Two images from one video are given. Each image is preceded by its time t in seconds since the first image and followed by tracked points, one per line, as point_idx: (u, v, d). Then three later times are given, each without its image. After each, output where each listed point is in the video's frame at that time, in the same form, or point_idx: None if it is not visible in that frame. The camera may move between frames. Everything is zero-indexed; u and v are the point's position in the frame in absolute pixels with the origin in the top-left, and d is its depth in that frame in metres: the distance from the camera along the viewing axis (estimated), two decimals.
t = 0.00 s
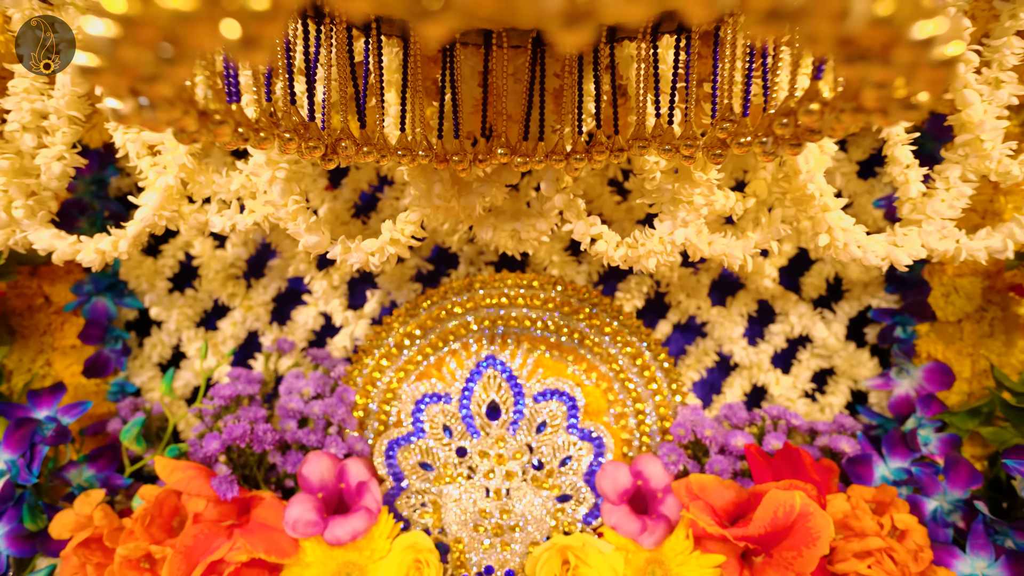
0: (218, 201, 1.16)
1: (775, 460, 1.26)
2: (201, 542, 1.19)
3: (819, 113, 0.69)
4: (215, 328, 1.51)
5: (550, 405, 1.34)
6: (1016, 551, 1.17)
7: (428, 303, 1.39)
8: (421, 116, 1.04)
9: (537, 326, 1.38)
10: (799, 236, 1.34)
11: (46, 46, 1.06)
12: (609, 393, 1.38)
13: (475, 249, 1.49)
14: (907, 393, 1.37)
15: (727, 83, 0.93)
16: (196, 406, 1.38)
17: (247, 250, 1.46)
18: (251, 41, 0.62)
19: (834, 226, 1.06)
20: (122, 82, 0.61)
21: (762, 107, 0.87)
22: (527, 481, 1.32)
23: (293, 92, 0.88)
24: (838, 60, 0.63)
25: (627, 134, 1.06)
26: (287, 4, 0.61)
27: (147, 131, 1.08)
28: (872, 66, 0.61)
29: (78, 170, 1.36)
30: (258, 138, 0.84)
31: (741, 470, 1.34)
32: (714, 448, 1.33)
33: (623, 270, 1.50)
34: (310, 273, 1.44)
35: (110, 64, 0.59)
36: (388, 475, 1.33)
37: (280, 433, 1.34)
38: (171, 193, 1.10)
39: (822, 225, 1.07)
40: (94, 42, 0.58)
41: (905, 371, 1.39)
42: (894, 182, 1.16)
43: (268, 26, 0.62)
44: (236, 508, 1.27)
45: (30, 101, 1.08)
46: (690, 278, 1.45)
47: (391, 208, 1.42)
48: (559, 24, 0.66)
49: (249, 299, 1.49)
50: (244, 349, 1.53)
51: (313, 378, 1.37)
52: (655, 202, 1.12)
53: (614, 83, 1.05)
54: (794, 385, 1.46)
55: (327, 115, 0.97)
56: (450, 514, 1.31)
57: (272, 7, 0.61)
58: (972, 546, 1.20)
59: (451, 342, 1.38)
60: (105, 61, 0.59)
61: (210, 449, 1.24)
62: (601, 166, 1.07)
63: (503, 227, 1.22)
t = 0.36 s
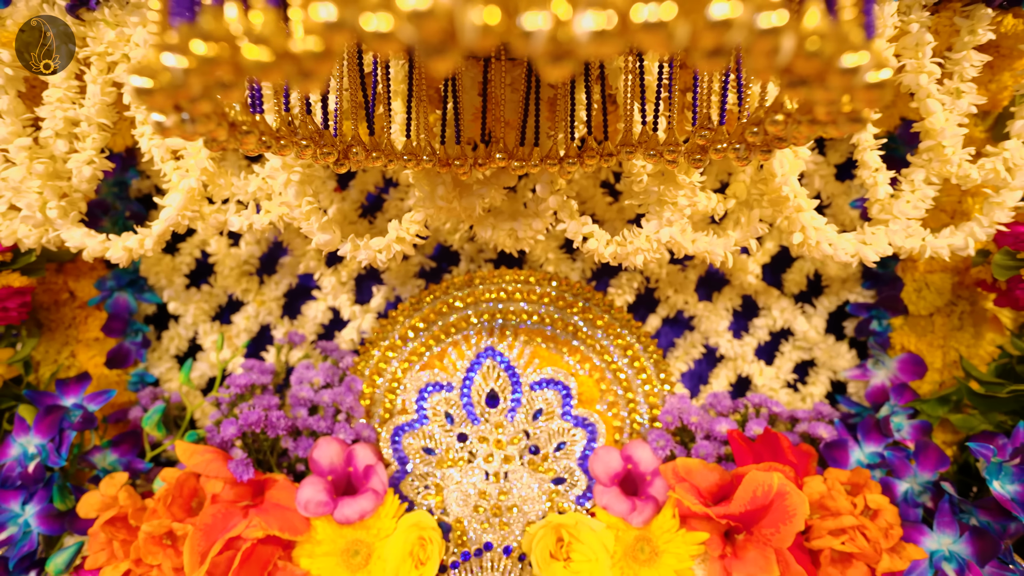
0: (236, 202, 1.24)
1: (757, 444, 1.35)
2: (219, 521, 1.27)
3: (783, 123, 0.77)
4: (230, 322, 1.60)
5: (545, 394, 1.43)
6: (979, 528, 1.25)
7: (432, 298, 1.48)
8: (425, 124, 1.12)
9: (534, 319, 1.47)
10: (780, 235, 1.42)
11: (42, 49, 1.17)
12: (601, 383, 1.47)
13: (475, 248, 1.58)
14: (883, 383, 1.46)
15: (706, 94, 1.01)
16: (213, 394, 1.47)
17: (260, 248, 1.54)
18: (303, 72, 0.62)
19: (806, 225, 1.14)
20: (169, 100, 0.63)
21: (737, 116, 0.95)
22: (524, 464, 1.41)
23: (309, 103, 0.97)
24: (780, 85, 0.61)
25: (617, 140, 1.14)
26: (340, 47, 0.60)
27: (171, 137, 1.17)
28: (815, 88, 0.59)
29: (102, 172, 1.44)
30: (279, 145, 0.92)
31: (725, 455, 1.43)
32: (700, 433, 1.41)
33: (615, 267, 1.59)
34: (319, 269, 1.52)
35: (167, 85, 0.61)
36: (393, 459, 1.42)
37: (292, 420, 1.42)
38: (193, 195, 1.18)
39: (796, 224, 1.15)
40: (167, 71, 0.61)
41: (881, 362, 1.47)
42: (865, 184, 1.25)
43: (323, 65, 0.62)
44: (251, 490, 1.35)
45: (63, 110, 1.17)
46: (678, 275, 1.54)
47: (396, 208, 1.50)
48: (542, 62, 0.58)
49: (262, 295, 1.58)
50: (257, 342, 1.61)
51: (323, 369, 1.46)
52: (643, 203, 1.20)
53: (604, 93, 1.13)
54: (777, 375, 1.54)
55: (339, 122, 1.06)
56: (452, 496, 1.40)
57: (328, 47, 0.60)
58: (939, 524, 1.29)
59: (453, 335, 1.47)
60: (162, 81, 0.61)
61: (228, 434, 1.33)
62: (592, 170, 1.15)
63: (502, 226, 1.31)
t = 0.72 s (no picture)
0: (252, 203, 1.33)
1: (741, 431, 1.43)
2: (236, 503, 1.35)
3: (757, 132, 0.85)
4: (243, 317, 1.68)
5: (542, 385, 1.52)
6: (950, 508, 1.34)
7: (436, 293, 1.56)
8: (430, 130, 1.20)
9: (533, 313, 1.55)
10: (765, 234, 1.50)
11: (42, 48, 1.23)
12: (595, 374, 1.56)
13: (476, 247, 1.66)
14: (862, 374, 1.53)
15: (691, 103, 1.09)
16: (229, 385, 1.56)
17: (272, 247, 1.63)
18: (338, 95, 0.67)
19: (785, 224, 1.23)
20: (204, 114, 0.69)
21: (717, 125, 1.03)
22: (523, 451, 1.50)
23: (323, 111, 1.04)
24: (744, 103, 0.64)
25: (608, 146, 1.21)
26: (377, 80, 0.66)
27: (193, 142, 1.25)
28: (775, 104, 0.63)
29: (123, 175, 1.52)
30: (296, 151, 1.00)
31: (712, 441, 1.51)
32: (689, 421, 1.50)
33: (609, 265, 1.67)
34: (328, 266, 1.60)
35: (202, 101, 0.67)
36: (399, 445, 1.51)
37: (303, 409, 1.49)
38: (213, 197, 1.26)
39: (776, 224, 1.24)
40: (203, 89, 0.67)
41: (861, 354, 1.55)
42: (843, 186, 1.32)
43: (358, 90, 0.67)
44: (265, 474, 1.43)
45: (92, 117, 1.25)
46: (668, 272, 1.62)
47: (401, 208, 1.58)
48: (537, 86, 0.61)
49: (274, 291, 1.66)
50: (268, 336, 1.70)
51: (333, 361, 1.53)
52: (633, 203, 1.28)
53: (596, 102, 1.21)
54: (763, 367, 1.62)
55: (349, 129, 1.13)
56: (454, 481, 1.49)
57: (362, 76, 0.66)
58: (912, 505, 1.37)
59: (455, 328, 1.55)
60: (198, 98, 0.68)
61: (243, 421, 1.41)
62: (585, 173, 1.23)
63: (501, 225, 1.39)
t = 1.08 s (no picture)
0: (268, 206, 1.42)
1: (727, 420, 1.52)
2: (251, 487, 1.43)
3: (733, 141, 0.93)
4: (256, 313, 1.77)
5: (540, 376, 1.62)
6: (922, 492, 1.44)
7: (439, 290, 1.64)
8: (434, 138, 1.29)
9: (531, 309, 1.64)
10: (750, 235, 1.59)
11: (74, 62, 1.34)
12: (590, 367, 1.65)
13: (478, 247, 1.75)
14: (844, 367, 1.61)
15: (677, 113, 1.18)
16: (244, 377, 1.64)
17: (284, 246, 1.72)
18: (354, 112, 0.75)
19: (766, 226, 1.32)
20: (241, 128, 0.78)
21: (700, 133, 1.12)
22: (521, 439, 1.59)
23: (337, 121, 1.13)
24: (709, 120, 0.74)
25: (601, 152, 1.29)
26: (388, 98, 0.72)
27: (214, 148, 1.34)
28: (737, 120, 0.73)
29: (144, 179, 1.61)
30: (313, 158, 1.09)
31: (700, 430, 1.61)
32: (679, 411, 1.59)
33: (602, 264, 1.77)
34: (338, 265, 1.69)
35: (242, 118, 0.76)
36: (405, 434, 1.60)
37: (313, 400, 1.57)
38: (232, 200, 1.35)
39: (757, 225, 1.33)
40: (243, 108, 0.75)
41: (842, 348, 1.63)
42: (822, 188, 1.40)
43: (369, 108, 0.74)
44: (278, 461, 1.52)
45: (120, 126, 1.34)
46: (660, 270, 1.71)
47: (407, 209, 1.67)
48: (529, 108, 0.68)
49: (286, 289, 1.75)
50: (281, 331, 1.79)
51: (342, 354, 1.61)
52: (625, 205, 1.37)
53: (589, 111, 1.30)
54: (749, 360, 1.71)
55: (360, 136, 1.22)
56: (457, 466, 1.58)
57: (374, 96, 0.73)
58: (887, 489, 1.47)
59: (458, 323, 1.64)
60: (238, 115, 0.76)
61: (259, 410, 1.50)
62: (580, 177, 1.32)
63: (501, 226, 1.48)
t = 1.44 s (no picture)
0: (282, 208, 1.51)
1: (715, 411, 1.61)
2: (265, 474, 1.52)
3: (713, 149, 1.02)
4: (268, 311, 1.86)
5: (539, 370, 1.70)
6: (900, 478, 1.52)
7: (444, 288, 1.75)
8: (439, 145, 1.38)
9: (530, 306, 1.73)
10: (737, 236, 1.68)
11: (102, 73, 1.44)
12: (586, 361, 1.74)
13: (480, 248, 1.85)
14: (827, 361, 1.71)
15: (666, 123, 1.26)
16: (257, 371, 1.73)
17: (295, 247, 1.80)
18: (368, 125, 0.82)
19: (750, 228, 1.41)
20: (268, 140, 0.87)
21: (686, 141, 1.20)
22: (521, 429, 1.67)
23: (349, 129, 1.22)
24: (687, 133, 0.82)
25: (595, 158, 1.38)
26: (399, 113, 0.81)
27: (233, 154, 1.42)
28: (711, 132, 0.81)
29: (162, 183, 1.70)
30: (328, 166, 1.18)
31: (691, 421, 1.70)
32: (672, 403, 1.67)
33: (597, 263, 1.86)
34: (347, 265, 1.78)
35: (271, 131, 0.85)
36: (411, 424, 1.68)
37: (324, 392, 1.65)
38: (250, 203, 1.44)
39: (742, 226, 1.41)
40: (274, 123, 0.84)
41: (826, 343, 1.73)
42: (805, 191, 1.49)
43: (381, 122, 0.82)
44: (291, 450, 1.60)
45: (144, 133, 1.43)
46: (653, 269, 1.80)
47: (413, 211, 1.76)
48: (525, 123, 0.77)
49: (296, 287, 1.83)
50: (291, 327, 1.88)
51: (352, 349, 1.69)
52: (618, 207, 1.46)
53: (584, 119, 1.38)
54: (738, 355, 1.80)
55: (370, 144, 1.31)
56: (460, 455, 1.66)
57: (386, 111, 0.81)
58: (867, 475, 1.55)
59: (461, 319, 1.74)
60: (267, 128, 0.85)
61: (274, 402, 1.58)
62: (575, 181, 1.40)
63: (502, 227, 1.56)
